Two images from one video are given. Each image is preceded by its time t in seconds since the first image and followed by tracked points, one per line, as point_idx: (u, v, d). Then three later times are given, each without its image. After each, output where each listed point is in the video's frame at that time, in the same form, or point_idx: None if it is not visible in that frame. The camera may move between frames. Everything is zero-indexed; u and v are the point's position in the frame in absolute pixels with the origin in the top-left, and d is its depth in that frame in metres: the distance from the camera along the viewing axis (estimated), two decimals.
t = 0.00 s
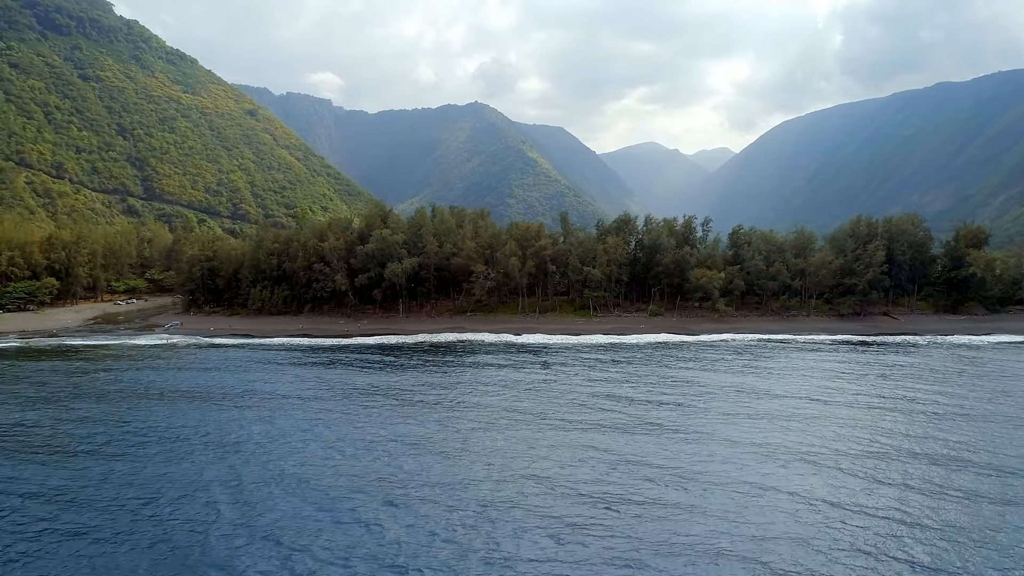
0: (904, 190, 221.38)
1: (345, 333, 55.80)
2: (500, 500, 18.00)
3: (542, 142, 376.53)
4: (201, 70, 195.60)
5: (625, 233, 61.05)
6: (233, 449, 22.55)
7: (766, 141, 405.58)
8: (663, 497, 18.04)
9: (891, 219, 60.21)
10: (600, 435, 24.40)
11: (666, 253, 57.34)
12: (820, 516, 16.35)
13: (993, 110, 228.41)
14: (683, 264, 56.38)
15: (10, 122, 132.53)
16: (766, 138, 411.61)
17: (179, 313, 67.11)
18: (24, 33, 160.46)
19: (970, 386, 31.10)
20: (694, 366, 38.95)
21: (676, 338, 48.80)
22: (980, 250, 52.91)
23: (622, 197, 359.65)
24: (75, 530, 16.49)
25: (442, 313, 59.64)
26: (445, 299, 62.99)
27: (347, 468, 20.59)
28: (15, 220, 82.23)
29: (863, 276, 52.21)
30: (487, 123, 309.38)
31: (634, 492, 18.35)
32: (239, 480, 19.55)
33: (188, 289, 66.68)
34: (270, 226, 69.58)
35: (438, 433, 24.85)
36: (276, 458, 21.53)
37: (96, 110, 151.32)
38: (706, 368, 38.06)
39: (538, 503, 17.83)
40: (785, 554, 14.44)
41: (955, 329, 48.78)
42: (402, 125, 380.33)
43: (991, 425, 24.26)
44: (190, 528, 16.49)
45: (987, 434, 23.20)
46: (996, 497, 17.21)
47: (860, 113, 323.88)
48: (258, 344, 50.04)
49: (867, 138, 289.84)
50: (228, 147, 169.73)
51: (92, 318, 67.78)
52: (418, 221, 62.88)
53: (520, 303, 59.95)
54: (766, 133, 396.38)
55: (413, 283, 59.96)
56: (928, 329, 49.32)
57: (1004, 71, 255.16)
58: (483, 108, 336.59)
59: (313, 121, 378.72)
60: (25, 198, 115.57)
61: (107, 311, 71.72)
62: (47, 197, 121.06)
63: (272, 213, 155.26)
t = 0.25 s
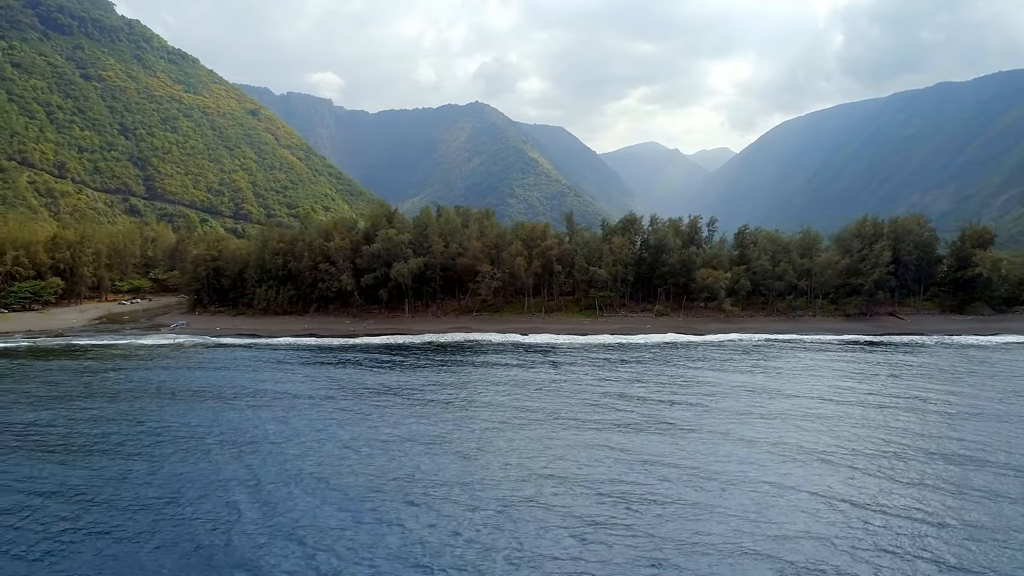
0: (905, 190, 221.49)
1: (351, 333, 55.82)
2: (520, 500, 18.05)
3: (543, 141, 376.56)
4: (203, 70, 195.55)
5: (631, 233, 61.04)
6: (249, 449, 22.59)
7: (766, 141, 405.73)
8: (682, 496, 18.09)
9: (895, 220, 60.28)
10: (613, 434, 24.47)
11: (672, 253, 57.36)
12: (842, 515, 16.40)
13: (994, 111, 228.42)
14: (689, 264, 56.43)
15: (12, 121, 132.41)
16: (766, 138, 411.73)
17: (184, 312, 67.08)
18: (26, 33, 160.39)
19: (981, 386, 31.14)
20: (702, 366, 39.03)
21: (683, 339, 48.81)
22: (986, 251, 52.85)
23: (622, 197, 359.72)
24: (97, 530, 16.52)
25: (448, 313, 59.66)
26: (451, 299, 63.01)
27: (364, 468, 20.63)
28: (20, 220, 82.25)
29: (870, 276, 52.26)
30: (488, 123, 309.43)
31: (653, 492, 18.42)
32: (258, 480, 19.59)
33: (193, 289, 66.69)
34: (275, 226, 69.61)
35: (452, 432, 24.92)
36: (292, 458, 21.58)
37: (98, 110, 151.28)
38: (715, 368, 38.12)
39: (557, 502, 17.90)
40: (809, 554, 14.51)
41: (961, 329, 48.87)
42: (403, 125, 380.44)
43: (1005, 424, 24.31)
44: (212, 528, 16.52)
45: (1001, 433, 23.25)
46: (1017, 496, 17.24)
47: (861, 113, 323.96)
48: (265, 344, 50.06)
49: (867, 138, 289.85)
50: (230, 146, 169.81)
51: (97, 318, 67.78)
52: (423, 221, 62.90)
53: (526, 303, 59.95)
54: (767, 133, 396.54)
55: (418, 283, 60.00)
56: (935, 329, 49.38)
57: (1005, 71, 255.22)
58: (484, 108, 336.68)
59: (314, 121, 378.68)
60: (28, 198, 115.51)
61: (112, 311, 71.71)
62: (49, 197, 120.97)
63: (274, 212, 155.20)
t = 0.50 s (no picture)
0: (906, 190, 221.63)
1: (358, 332, 55.88)
2: (542, 498, 18.16)
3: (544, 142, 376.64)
4: (205, 70, 195.53)
5: (637, 233, 61.09)
6: (268, 448, 22.68)
7: (767, 141, 405.88)
8: (703, 495, 18.19)
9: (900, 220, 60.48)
10: (630, 434, 24.56)
11: (680, 253, 57.42)
12: (864, 514, 16.51)
13: (995, 111, 228.67)
14: (697, 265, 56.50)
15: (15, 121, 132.29)
16: (767, 138, 411.99)
17: (190, 312, 67.04)
18: (28, 32, 160.29)
19: (993, 386, 31.24)
20: (711, 366, 39.14)
21: (691, 339, 48.85)
22: (994, 251, 52.92)
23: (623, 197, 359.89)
24: (123, 528, 16.60)
25: (454, 313, 59.71)
26: (457, 299, 63.08)
27: (385, 467, 20.72)
28: (25, 220, 82.28)
29: (877, 276, 52.36)
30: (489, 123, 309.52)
31: (675, 491, 18.51)
32: (280, 479, 19.68)
33: (199, 289, 66.68)
34: (281, 226, 69.65)
35: (469, 432, 25.03)
36: (312, 457, 21.67)
37: (101, 110, 151.24)
38: (725, 368, 38.23)
39: (580, 501, 17.99)
40: (836, 552, 14.61)
41: (969, 329, 49.00)
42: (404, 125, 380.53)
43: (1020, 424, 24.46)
44: (238, 526, 16.60)
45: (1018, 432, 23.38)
46: None
47: (862, 113, 324.18)
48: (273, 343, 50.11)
49: (868, 138, 290.09)
50: (232, 147, 169.81)
51: (103, 318, 67.77)
52: (430, 221, 62.96)
53: (533, 303, 60.01)
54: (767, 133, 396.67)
55: (425, 283, 60.06)
56: (943, 329, 49.50)
57: (1006, 72, 255.51)
58: (485, 108, 336.77)
59: (315, 121, 378.59)
60: (31, 198, 115.39)
61: (117, 311, 71.73)
62: (53, 197, 120.89)
63: (277, 212, 155.31)
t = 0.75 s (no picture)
0: (907, 190, 221.63)
1: (365, 332, 55.98)
2: (561, 497, 18.26)
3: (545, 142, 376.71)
4: (207, 70, 195.51)
5: (643, 233, 61.15)
6: (284, 447, 22.77)
7: (768, 142, 405.91)
8: (721, 494, 18.30)
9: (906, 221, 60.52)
10: (643, 433, 24.67)
11: (686, 253, 57.47)
12: (883, 513, 16.60)
13: (996, 111, 228.67)
14: (703, 265, 56.60)
15: (17, 121, 132.29)
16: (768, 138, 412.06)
17: (195, 312, 67.08)
18: (31, 32, 160.41)
19: (1003, 386, 31.34)
20: (720, 366, 39.23)
21: (699, 339, 48.89)
22: (1000, 251, 52.86)
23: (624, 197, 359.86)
24: (147, 526, 16.70)
25: (460, 313, 59.74)
26: (462, 299, 63.11)
27: (402, 466, 20.81)
28: (30, 220, 82.31)
29: (884, 277, 52.41)
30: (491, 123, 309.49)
31: (693, 490, 18.61)
32: (297, 478, 19.75)
33: (204, 289, 66.69)
34: (286, 227, 69.69)
35: (483, 431, 25.14)
36: (329, 456, 21.76)
37: (103, 109, 151.31)
38: (733, 368, 38.35)
39: (600, 499, 18.13)
40: (858, 551, 14.69)
41: (975, 329, 49.09)
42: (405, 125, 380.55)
43: None
44: (259, 525, 16.67)
45: None
46: None
47: (863, 113, 324.15)
48: (280, 343, 50.20)
49: (869, 138, 290.15)
50: (234, 147, 169.90)
51: (108, 318, 67.79)
52: (435, 221, 62.98)
53: (539, 304, 60.02)
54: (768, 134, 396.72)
55: (431, 283, 60.01)
56: (949, 329, 49.62)
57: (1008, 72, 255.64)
58: (486, 108, 336.88)
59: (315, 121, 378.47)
60: (34, 199, 115.51)
61: (123, 311, 71.77)
62: (56, 197, 120.93)
63: (279, 212, 155.31)
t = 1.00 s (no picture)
0: (908, 190, 221.78)
1: (372, 333, 56.08)
2: (582, 497, 18.31)
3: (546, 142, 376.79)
4: (208, 70, 195.47)
5: (649, 233, 61.24)
6: (302, 447, 22.79)
7: (768, 142, 406.03)
8: (742, 494, 18.37)
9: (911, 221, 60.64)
10: (658, 434, 24.74)
11: (692, 253, 57.60)
12: (907, 513, 16.66)
13: (997, 111, 228.86)
14: (709, 265, 56.73)
15: (20, 121, 132.23)
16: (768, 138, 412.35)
17: (201, 313, 67.13)
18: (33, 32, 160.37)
19: (1014, 386, 31.50)
20: (729, 366, 39.38)
21: (706, 339, 48.96)
22: (1007, 252, 52.98)
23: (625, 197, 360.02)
24: (174, 524, 16.83)
25: (466, 313, 59.78)
26: (468, 299, 63.14)
27: (421, 466, 20.84)
28: (34, 220, 82.30)
29: (890, 277, 52.54)
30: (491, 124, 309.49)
31: (715, 489, 18.65)
32: (317, 478, 19.75)
33: (210, 289, 66.72)
34: (292, 227, 69.74)
35: (499, 431, 25.19)
36: (347, 456, 21.80)
37: (105, 110, 151.27)
38: (742, 368, 38.44)
39: (622, 497, 18.27)
40: (884, 550, 14.75)
41: (982, 329, 49.25)
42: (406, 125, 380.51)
43: None
44: (283, 526, 16.66)
45: None
46: None
47: (863, 113, 324.34)
48: (288, 343, 50.23)
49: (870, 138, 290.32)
50: (236, 147, 169.92)
51: (113, 318, 67.83)
52: (441, 222, 63.03)
53: (545, 304, 60.11)
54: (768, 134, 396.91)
55: (437, 283, 60.09)
56: (956, 329, 49.79)
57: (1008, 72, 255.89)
58: (486, 108, 336.98)
59: (315, 122, 378.28)
60: (37, 199, 115.51)
61: (127, 311, 71.79)
62: (58, 197, 120.91)
63: (281, 213, 155.28)
